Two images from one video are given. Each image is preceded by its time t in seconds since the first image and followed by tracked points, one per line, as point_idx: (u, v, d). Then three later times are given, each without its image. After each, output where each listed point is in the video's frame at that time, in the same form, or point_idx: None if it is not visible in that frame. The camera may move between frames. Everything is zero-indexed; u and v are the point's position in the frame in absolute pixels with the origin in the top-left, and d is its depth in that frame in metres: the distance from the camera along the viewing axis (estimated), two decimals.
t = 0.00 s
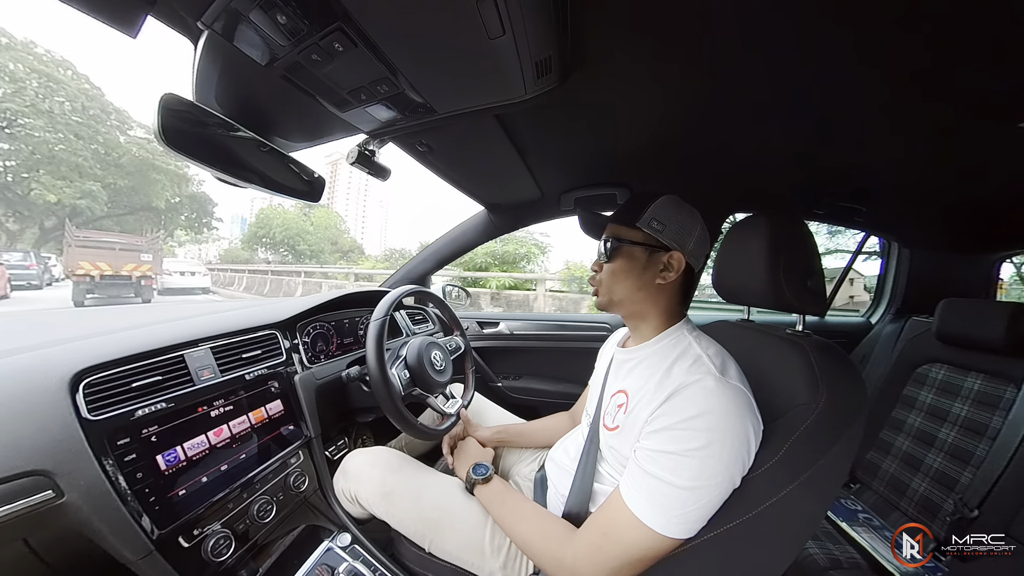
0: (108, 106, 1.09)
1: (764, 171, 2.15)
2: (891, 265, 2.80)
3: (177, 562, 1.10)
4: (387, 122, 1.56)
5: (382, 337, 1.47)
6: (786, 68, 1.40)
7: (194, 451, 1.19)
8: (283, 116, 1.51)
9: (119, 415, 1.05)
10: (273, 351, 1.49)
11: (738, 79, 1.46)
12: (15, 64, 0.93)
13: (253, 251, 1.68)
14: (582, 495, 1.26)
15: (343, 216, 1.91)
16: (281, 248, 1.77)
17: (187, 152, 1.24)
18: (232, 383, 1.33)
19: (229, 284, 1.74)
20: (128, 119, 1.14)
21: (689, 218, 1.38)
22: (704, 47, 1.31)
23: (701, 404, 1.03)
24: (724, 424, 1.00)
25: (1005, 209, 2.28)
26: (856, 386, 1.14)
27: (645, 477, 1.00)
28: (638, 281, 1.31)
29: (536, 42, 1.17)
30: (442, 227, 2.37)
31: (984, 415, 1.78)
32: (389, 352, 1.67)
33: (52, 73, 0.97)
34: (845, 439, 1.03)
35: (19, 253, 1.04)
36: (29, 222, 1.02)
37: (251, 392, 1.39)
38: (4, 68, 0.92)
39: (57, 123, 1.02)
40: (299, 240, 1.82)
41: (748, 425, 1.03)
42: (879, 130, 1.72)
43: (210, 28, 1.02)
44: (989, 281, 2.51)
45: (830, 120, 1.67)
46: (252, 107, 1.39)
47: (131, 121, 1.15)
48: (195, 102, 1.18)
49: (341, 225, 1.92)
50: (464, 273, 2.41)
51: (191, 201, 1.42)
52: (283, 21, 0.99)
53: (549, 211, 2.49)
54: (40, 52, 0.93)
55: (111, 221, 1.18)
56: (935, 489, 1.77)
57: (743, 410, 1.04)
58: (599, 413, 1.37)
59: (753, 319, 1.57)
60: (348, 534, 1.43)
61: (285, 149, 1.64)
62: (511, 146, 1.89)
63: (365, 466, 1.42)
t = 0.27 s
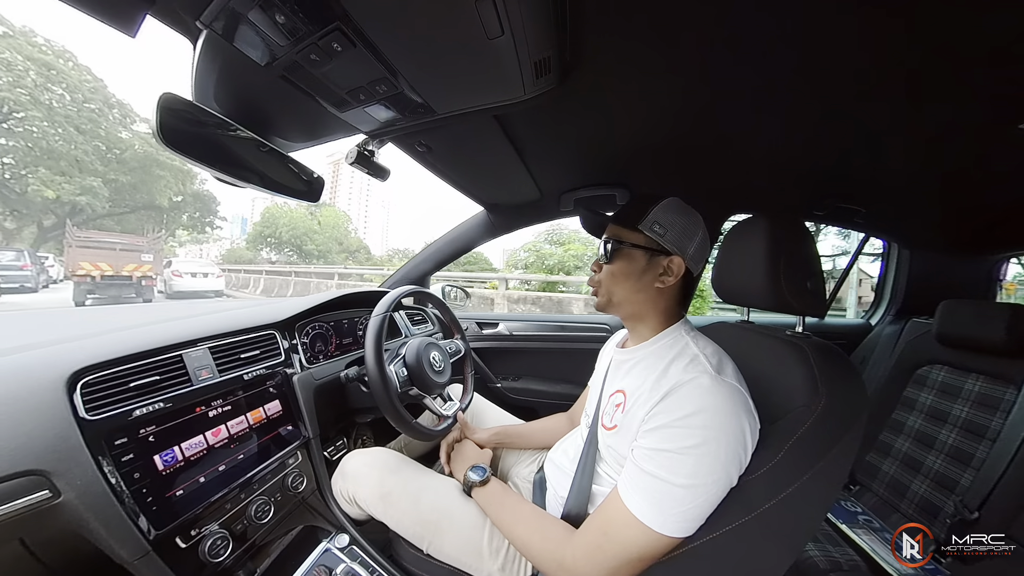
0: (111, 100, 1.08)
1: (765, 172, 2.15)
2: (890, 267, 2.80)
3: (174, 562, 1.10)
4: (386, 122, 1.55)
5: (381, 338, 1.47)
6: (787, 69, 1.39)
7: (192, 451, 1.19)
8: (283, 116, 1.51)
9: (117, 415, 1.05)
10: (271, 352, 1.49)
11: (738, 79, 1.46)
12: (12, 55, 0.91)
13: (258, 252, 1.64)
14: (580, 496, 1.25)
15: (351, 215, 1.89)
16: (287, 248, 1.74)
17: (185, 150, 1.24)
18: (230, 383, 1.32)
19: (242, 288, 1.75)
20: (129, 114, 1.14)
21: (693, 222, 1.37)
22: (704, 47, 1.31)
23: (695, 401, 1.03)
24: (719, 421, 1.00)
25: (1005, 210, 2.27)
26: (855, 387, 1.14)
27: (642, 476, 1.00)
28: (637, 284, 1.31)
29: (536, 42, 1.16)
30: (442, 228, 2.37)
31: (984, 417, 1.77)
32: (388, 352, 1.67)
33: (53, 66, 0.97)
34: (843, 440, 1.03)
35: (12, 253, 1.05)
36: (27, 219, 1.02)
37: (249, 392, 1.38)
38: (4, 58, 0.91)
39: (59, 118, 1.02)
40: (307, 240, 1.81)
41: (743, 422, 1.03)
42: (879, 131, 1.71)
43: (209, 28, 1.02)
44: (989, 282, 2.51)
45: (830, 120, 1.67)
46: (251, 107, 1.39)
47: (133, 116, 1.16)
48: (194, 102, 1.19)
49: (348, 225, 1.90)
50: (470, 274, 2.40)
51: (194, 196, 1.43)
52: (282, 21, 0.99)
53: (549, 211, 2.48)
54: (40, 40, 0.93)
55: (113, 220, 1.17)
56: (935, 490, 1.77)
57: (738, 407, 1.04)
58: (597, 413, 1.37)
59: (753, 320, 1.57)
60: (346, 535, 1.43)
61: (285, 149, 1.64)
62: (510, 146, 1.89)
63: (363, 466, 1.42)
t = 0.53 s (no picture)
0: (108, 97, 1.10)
1: (764, 173, 2.15)
2: (890, 268, 2.80)
3: (174, 565, 1.09)
4: (386, 123, 1.56)
5: (381, 338, 1.47)
6: (786, 70, 1.40)
7: (192, 453, 1.19)
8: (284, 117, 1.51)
9: (117, 416, 1.05)
10: (272, 353, 1.48)
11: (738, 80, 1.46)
12: (11, 44, 0.92)
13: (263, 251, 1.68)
14: (581, 498, 1.25)
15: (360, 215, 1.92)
16: (292, 248, 1.77)
17: (186, 151, 1.24)
18: (230, 384, 1.32)
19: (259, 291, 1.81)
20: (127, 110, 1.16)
21: (695, 223, 1.38)
22: (704, 48, 1.31)
23: (697, 404, 1.03)
24: (720, 425, 0.99)
25: (1004, 211, 2.28)
26: (856, 388, 1.14)
27: (643, 479, 1.00)
28: (638, 283, 1.31)
29: (536, 43, 1.16)
30: (442, 229, 2.37)
31: (985, 418, 1.77)
32: (388, 353, 1.67)
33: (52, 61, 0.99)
34: (845, 441, 1.02)
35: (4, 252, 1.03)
36: (25, 216, 1.03)
37: (250, 394, 1.38)
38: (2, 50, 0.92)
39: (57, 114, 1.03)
40: (315, 239, 1.84)
41: (745, 425, 1.02)
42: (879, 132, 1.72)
43: (210, 29, 1.03)
44: (989, 283, 2.51)
45: (830, 122, 1.68)
46: (251, 108, 1.39)
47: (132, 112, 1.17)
48: (195, 103, 1.19)
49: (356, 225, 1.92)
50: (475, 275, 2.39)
51: (200, 195, 1.47)
52: (283, 22, 0.99)
53: (549, 212, 2.48)
54: (39, 27, 0.94)
55: (114, 219, 1.18)
56: (936, 491, 1.77)
57: (740, 411, 1.03)
58: (598, 415, 1.36)
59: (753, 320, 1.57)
60: (347, 537, 1.42)
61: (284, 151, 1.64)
62: (510, 147, 1.89)
63: (363, 468, 1.41)
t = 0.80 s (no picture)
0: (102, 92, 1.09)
1: (764, 173, 2.15)
2: (890, 268, 2.81)
3: (175, 564, 1.09)
4: (388, 124, 1.56)
5: (382, 337, 1.48)
6: (786, 71, 1.40)
7: (193, 453, 1.19)
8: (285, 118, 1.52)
9: (119, 416, 1.05)
10: (273, 353, 1.49)
11: (738, 81, 1.47)
12: (10, 31, 0.92)
13: (268, 250, 1.71)
14: (583, 497, 1.25)
15: (367, 214, 1.94)
16: (298, 247, 1.81)
17: (188, 152, 1.24)
18: (232, 384, 1.33)
19: (281, 293, 1.89)
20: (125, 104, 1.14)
21: (697, 223, 1.38)
22: (704, 49, 1.32)
23: (701, 402, 1.03)
24: (724, 422, 1.00)
25: (1004, 212, 2.28)
26: (858, 388, 1.14)
27: (646, 476, 1.00)
28: (640, 282, 1.32)
29: (537, 43, 1.17)
30: (443, 229, 2.38)
31: (985, 417, 1.77)
32: (389, 353, 1.67)
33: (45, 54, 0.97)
34: (845, 440, 1.03)
35: None
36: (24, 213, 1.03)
37: (251, 394, 1.38)
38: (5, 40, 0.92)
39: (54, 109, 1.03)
40: (323, 239, 1.87)
41: (748, 424, 1.03)
42: (878, 133, 1.72)
43: (212, 31, 1.03)
44: (988, 283, 2.52)
45: (830, 122, 1.68)
46: (253, 108, 1.39)
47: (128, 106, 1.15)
48: (196, 103, 1.19)
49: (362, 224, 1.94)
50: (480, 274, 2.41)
51: (205, 194, 1.50)
52: (285, 23, 1.00)
53: (550, 213, 2.48)
54: (39, 14, 0.93)
55: (114, 217, 1.19)
56: (937, 491, 1.77)
57: (743, 409, 1.04)
58: (601, 414, 1.37)
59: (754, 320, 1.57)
60: (348, 536, 1.42)
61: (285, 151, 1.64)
62: (511, 147, 1.90)
63: (364, 468, 1.41)
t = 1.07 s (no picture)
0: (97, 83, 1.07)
1: (764, 172, 2.15)
2: (891, 267, 2.80)
3: (176, 565, 1.09)
4: (387, 124, 1.56)
5: (382, 338, 1.47)
6: (786, 70, 1.40)
7: (193, 454, 1.19)
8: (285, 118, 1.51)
9: (118, 417, 1.05)
10: (273, 354, 1.49)
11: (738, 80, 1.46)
12: (13, 19, 0.90)
13: (273, 250, 1.75)
14: (583, 497, 1.25)
15: (372, 211, 1.97)
16: (304, 247, 1.85)
17: (187, 153, 1.24)
18: (232, 385, 1.32)
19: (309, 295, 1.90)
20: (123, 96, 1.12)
21: (698, 224, 1.38)
22: (704, 48, 1.31)
23: (700, 399, 1.03)
24: (724, 420, 1.00)
25: (1005, 210, 2.28)
26: (859, 388, 1.14)
27: (646, 474, 1.00)
28: (641, 283, 1.32)
29: (536, 42, 1.16)
30: (443, 229, 2.37)
31: (986, 416, 1.77)
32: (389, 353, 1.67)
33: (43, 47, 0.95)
34: (847, 440, 1.02)
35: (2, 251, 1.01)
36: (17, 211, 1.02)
37: (251, 395, 1.38)
38: (6, 28, 0.90)
39: (56, 105, 1.01)
40: (331, 239, 1.91)
41: (748, 421, 1.02)
42: (879, 131, 1.72)
43: (211, 31, 1.03)
44: (989, 282, 2.51)
45: (831, 121, 1.68)
46: (252, 108, 1.39)
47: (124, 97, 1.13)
48: (195, 104, 1.19)
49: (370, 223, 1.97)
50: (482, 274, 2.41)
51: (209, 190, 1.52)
52: (284, 23, 1.00)
53: (549, 212, 2.48)
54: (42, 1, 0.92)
55: (116, 217, 1.19)
56: (938, 490, 1.77)
57: (743, 407, 1.03)
58: (601, 412, 1.37)
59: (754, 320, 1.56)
60: (348, 537, 1.42)
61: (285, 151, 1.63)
62: (511, 147, 1.89)
63: (365, 469, 1.41)
